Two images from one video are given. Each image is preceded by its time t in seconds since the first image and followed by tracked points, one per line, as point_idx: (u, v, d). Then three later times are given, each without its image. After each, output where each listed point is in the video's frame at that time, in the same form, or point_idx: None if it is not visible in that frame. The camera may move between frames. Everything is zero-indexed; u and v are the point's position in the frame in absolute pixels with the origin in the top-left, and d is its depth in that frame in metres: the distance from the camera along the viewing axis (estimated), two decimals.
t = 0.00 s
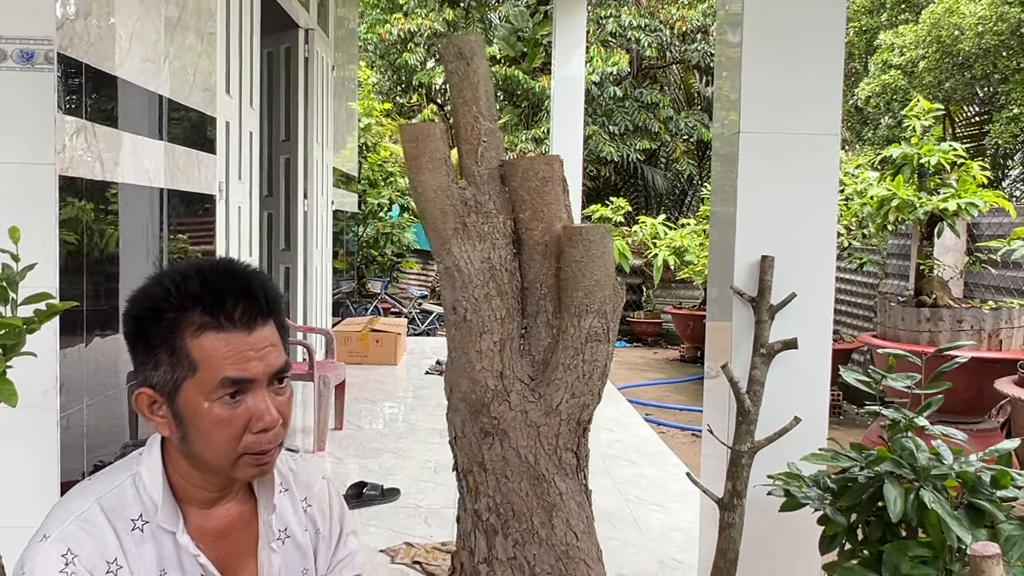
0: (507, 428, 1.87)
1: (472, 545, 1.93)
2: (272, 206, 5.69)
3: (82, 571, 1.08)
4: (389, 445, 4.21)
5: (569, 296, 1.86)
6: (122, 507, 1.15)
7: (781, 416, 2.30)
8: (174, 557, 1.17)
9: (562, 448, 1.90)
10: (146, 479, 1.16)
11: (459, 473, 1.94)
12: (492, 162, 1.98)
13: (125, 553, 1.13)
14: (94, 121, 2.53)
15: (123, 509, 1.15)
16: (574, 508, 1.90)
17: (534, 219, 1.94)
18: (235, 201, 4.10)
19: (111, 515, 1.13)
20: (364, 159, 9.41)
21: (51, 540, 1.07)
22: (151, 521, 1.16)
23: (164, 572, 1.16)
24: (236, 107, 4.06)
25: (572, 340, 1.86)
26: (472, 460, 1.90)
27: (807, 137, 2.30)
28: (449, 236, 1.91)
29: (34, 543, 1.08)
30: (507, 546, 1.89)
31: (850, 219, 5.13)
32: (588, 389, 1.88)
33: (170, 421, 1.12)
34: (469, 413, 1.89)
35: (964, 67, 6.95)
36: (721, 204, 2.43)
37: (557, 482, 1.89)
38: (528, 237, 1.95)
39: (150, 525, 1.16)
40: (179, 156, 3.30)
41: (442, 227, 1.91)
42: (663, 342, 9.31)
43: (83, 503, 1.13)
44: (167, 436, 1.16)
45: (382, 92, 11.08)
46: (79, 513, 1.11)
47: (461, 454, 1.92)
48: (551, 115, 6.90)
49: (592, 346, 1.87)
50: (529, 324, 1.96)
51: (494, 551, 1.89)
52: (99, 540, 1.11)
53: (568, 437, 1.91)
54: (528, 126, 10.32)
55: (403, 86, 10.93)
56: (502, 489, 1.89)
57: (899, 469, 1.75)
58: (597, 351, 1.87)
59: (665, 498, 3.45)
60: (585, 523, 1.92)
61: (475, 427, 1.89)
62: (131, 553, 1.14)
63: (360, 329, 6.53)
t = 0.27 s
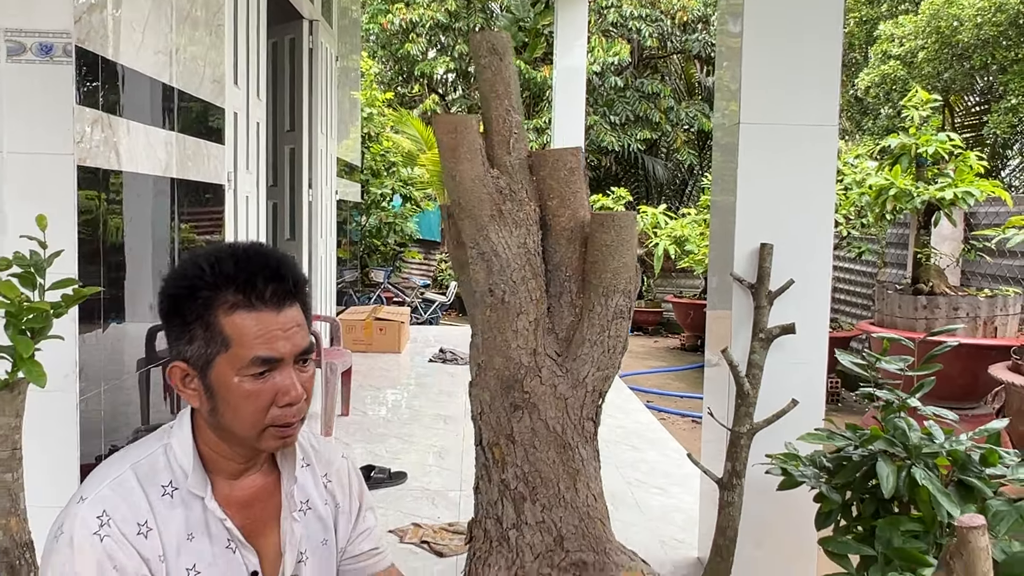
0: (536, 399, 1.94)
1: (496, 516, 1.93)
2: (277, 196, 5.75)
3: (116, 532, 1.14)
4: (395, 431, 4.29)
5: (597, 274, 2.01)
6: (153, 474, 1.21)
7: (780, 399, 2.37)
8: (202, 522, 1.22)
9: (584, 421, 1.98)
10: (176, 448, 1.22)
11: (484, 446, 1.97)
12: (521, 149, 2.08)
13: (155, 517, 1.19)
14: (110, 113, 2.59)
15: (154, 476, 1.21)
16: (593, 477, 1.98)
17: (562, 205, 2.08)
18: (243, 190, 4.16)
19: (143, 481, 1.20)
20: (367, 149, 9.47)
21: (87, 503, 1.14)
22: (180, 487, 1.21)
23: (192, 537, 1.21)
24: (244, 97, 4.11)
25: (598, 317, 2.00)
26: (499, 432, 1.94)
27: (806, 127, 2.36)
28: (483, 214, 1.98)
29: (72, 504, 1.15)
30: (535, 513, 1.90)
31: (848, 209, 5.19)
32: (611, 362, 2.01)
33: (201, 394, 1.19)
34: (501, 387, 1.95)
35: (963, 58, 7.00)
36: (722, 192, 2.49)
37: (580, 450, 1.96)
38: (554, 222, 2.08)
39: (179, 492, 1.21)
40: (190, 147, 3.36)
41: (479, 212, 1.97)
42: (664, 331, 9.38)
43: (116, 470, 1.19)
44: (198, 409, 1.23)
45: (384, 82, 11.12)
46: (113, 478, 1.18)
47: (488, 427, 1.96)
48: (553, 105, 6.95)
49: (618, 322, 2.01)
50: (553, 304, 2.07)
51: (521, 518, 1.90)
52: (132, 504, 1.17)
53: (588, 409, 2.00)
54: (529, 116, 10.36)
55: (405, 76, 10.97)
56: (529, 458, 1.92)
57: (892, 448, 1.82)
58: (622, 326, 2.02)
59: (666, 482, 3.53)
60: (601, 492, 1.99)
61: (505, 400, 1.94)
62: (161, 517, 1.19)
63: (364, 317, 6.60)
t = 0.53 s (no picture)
0: (564, 375, 1.25)
1: (509, 517, 1.25)
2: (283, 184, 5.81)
3: (145, 498, 1.21)
4: (401, 416, 4.36)
5: (616, 256, 1.31)
6: (180, 445, 1.28)
7: (780, 382, 2.43)
8: (226, 492, 1.29)
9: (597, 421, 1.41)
10: (202, 423, 1.30)
11: (501, 424, 1.28)
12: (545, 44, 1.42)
13: (182, 486, 1.26)
14: (126, 105, 2.63)
15: (181, 447, 1.28)
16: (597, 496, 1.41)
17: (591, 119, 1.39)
18: (251, 179, 4.22)
19: (172, 452, 1.27)
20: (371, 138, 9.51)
21: (119, 471, 1.22)
22: (205, 459, 1.29)
23: (216, 506, 1.28)
24: (252, 87, 4.16)
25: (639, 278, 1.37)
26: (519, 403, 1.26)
27: (807, 116, 2.42)
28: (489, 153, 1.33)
29: (105, 472, 1.23)
30: (569, 508, 1.23)
31: (850, 197, 5.23)
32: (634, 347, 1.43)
33: (229, 370, 1.26)
34: (524, 362, 1.26)
35: (964, 46, 7.02)
36: (724, 180, 2.55)
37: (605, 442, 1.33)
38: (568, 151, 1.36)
39: (204, 463, 1.28)
40: (201, 136, 3.41)
41: (512, 197, 1.27)
42: (667, 319, 9.43)
43: (147, 442, 1.27)
44: (225, 385, 1.30)
45: (387, 71, 11.15)
46: (144, 449, 1.26)
47: (505, 397, 1.27)
48: (556, 94, 6.99)
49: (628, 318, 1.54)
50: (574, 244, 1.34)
51: (547, 517, 1.22)
52: (160, 473, 1.24)
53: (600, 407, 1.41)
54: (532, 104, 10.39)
55: (408, 64, 10.99)
56: (556, 440, 1.24)
57: (887, 428, 1.88)
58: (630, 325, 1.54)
59: (669, 465, 3.59)
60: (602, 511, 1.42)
61: (526, 372, 1.26)
62: (188, 486, 1.26)
63: (369, 305, 6.66)
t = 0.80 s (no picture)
0: (586, 356, 1.32)
1: (526, 493, 1.31)
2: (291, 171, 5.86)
3: (168, 469, 1.28)
4: (408, 399, 4.43)
5: (630, 242, 1.36)
6: (201, 420, 1.34)
7: (780, 364, 2.48)
8: (244, 465, 1.35)
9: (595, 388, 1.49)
10: (222, 399, 1.36)
11: (520, 403, 1.32)
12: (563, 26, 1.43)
13: (203, 458, 1.32)
14: (139, 94, 2.68)
15: (202, 422, 1.34)
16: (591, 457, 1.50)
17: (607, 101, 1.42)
18: (259, 166, 4.27)
19: (194, 426, 1.33)
20: (376, 125, 9.56)
21: (144, 443, 1.28)
22: (225, 433, 1.34)
23: (235, 479, 1.34)
24: (260, 75, 4.21)
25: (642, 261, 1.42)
26: (540, 382, 1.31)
27: (809, 103, 2.45)
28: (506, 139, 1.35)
29: (130, 444, 1.29)
30: (584, 482, 1.32)
31: (853, 183, 5.27)
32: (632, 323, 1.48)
33: (249, 349, 1.31)
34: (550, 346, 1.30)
35: (968, 32, 7.01)
36: (726, 167, 2.59)
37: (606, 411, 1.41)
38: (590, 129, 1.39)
39: (223, 437, 1.34)
40: (211, 124, 3.46)
41: (543, 186, 1.27)
42: (670, 305, 9.49)
43: (170, 417, 1.33)
44: (244, 363, 1.36)
45: (392, 59, 11.18)
46: (167, 422, 1.32)
47: (526, 377, 1.31)
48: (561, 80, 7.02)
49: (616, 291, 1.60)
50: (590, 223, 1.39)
51: (566, 491, 1.30)
52: (183, 446, 1.31)
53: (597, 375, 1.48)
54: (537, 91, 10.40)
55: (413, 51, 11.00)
56: (576, 417, 1.31)
57: (883, 408, 1.93)
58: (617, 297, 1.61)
59: (671, 447, 3.66)
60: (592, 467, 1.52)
61: (551, 354, 1.30)
62: (208, 458, 1.33)
63: (376, 291, 6.73)
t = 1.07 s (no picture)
0: (594, 330, 1.37)
1: (536, 464, 1.38)
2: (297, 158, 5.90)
3: (183, 440, 1.34)
4: (413, 383, 4.50)
5: (632, 223, 1.41)
6: (214, 395, 1.40)
7: (776, 345, 2.54)
8: (255, 438, 1.41)
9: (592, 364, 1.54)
10: (233, 375, 1.42)
11: (530, 378, 1.38)
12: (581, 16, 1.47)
13: (216, 431, 1.38)
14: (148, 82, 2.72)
15: (214, 398, 1.40)
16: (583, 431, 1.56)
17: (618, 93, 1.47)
18: (266, 153, 4.33)
19: (206, 402, 1.39)
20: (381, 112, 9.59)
21: (159, 417, 1.34)
22: (236, 408, 1.41)
23: (246, 451, 1.40)
24: (265, 63, 4.26)
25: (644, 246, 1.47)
26: (551, 356, 1.36)
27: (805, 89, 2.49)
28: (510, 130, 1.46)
29: (146, 417, 1.35)
30: (589, 452, 1.40)
31: (855, 168, 5.30)
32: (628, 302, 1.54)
33: (258, 328, 1.37)
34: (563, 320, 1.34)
35: (972, 17, 7.01)
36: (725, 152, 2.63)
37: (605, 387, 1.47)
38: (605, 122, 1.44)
39: (235, 412, 1.40)
40: (218, 112, 3.51)
41: (565, 169, 1.31)
42: (674, 291, 9.54)
43: (184, 392, 1.40)
44: (254, 341, 1.42)
45: (396, 46, 11.20)
46: (181, 397, 1.38)
47: (538, 352, 1.36)
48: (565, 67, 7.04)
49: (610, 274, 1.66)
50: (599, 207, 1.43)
51: (574, 460, 1.38)
52: (197, 418, 1.37)
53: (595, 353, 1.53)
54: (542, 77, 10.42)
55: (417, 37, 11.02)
56: (583, 388, 1.38)
57: (874, 386, 1.99)
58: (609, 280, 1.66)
59: (672, 429, 3.72)
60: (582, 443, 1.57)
61: (564, 330, 1.35)
62: (221, 431, 1.39)
63: (381, 277, 6.79)
